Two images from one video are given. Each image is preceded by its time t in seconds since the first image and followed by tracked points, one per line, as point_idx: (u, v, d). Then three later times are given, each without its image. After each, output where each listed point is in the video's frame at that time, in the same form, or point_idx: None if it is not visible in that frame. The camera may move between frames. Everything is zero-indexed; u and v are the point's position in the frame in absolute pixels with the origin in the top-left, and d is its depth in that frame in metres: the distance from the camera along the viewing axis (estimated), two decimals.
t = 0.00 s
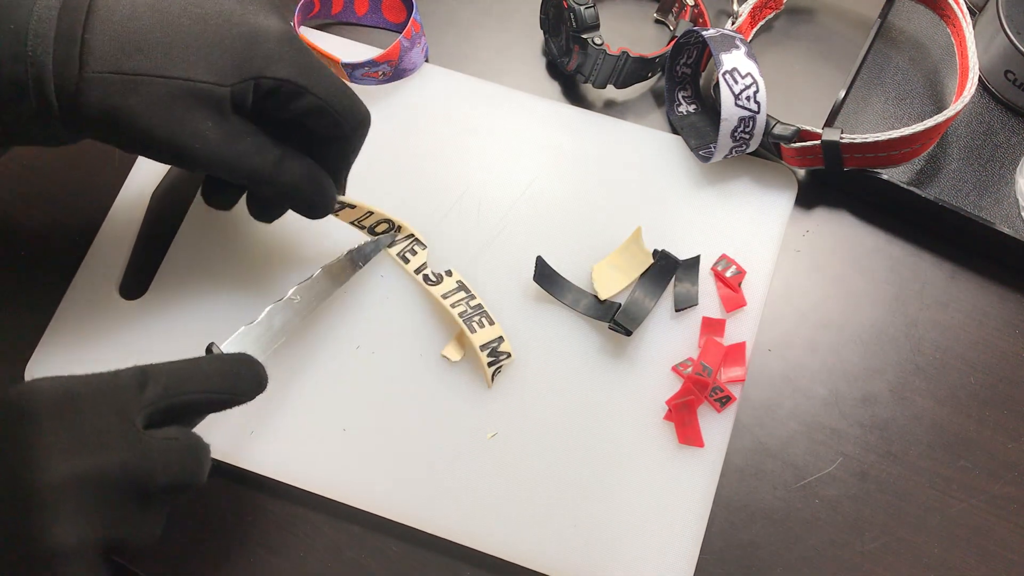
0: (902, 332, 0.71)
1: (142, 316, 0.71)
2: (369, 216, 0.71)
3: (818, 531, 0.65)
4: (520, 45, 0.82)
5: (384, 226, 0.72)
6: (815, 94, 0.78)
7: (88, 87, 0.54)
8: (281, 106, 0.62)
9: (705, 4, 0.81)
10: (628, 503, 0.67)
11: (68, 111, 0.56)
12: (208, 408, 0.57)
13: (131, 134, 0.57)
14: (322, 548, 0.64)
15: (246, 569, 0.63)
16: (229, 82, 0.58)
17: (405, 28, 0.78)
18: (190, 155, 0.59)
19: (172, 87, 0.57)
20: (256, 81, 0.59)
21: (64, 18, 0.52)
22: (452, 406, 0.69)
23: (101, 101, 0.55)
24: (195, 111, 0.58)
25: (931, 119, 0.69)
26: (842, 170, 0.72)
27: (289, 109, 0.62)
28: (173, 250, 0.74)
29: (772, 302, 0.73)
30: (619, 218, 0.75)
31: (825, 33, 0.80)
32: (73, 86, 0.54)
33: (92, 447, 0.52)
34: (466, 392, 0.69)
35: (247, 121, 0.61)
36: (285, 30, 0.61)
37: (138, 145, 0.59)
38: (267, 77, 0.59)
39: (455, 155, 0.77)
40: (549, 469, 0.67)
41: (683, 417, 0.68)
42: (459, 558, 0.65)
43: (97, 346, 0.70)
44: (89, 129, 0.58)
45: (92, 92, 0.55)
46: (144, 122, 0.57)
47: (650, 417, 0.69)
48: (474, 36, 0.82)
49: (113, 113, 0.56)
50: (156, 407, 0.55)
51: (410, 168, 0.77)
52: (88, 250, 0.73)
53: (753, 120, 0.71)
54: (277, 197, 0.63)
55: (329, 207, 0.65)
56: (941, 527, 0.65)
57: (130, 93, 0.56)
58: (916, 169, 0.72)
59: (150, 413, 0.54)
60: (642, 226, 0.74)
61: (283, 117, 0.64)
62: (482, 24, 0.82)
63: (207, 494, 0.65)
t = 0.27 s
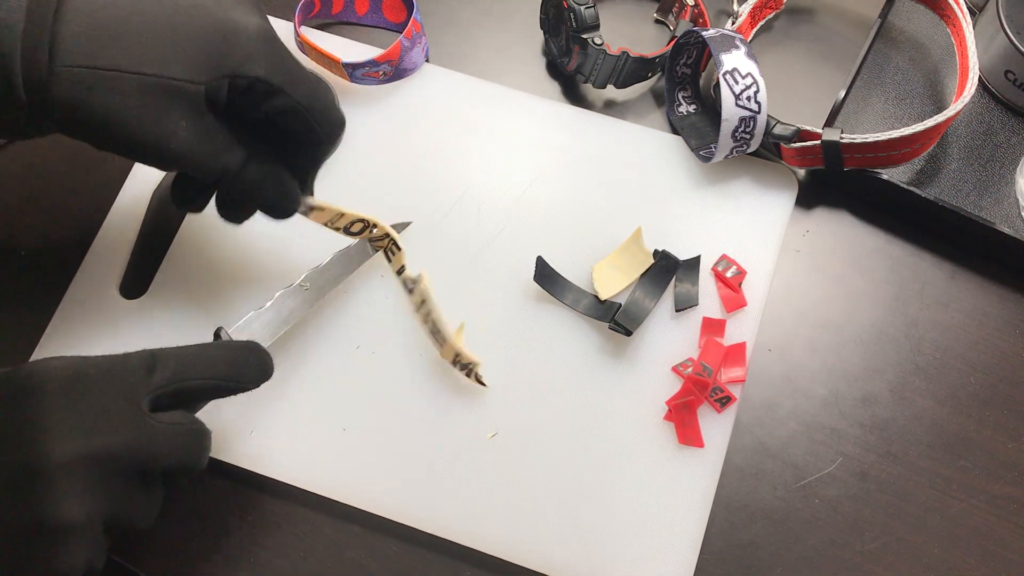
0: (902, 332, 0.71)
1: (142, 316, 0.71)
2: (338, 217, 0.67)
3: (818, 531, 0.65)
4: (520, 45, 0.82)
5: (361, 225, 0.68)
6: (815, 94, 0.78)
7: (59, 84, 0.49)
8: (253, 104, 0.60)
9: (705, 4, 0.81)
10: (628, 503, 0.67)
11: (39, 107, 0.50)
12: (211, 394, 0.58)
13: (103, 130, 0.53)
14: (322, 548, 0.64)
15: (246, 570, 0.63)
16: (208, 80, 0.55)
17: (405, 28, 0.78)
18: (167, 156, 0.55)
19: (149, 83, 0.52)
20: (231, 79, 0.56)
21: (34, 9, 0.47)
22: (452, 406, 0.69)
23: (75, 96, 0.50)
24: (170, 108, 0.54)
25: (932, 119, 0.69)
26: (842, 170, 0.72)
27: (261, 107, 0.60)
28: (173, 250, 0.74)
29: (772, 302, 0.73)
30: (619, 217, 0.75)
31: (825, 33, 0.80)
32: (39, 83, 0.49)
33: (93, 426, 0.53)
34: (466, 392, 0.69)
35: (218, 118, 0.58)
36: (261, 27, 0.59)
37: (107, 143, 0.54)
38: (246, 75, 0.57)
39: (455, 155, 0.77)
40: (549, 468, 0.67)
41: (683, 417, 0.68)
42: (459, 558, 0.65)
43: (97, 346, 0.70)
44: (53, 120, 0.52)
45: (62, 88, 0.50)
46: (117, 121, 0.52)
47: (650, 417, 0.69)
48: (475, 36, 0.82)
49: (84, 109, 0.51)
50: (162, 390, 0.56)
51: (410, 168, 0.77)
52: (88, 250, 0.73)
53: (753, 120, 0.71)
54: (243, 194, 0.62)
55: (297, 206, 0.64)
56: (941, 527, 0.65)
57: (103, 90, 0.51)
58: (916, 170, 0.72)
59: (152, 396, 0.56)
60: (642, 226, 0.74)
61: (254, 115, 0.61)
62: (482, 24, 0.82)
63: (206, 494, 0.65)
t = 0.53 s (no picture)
0: (902, 332, 0.71)
1: (142, 317, 0.71)
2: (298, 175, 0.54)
3: (817, 531, 0.65)
4: (520, 45, 0.82)
5: (320, 202, 0.56)
6: (815, 94, 0.78)
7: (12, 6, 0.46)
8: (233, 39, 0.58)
9: (705, 4, 0.81)
10: (628, 502, 0.67)
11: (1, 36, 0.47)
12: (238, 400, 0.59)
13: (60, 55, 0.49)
14: (321, 548, 0.64)
15: (245, 570, 0.63)
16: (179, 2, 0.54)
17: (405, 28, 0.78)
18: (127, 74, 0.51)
19: None
20: None
21: None
22: (452, 406, 0.69)
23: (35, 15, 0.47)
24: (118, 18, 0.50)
25: (932, 119, 0.69)
26: (842, 170, 0.72)
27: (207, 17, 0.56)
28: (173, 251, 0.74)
29: (772, 302, 0.73)
30: (619, 218, 0.75)
31: (825, 33, 0.80)
32: None
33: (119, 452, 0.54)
34: (466, 392, 0.69)
35: (172, 37, 0.55)
36: None
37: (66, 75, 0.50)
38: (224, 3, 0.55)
39: (455, 155, 0.77)
40: (549, 468, 0.67)
41: (683, 417, 0.68)
42: (459, 558, 0.65)
43: (98, 347, 0.70)
44: (8, 49, 0.49)
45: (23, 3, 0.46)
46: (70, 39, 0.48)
47: (650, 417, 0.69)
48: (475, 36, 0.82)
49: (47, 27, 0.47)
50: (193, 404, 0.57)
51: (410, 168, 0.77)
52: (88, 250, 0.73)
53: (753, 120, 0.71)
54: (209, 121, 0.55)
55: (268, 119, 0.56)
56: (941, 527, 0.65)
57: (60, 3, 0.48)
58: (916, 169, 0.72)
59: (184, 408, 0.56)
60: (643, 227, 0.74)
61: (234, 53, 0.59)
62: (482, 24, 0.82)
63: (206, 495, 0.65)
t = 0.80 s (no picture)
0: (902, 332, 0.71)
1: (141, 317, 0.71)
2: (336, 165, 0.58)
3: (817, 531, 0.65)
4: (519, 45, 0.82)
5: (359, 186, 0.60)
6: (815, 94, 0.78)
7: None
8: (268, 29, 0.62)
9: (705, 4, 0.81)
10: (628, 503, 0.67)
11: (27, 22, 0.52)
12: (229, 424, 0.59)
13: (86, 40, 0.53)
14: (321, 548, 0.64)
15: (245, 570, 0.63)
16: None
17: (405, 28, 0.78)
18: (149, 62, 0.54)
19: None
20: None
21: None
22: (452, 406, 0.69)
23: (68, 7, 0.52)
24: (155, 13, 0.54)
25: (932, 119, 0.69)
26: (842, 170, 0.72)
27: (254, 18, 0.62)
28: (172, 251, 0.74)
29: (772, 302, 0.73)
30: (619, 218, 0.75)
31: (825, 33, 0.80)
32: None
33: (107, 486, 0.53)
34: (466, 392, 0.69)
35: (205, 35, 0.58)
36: None
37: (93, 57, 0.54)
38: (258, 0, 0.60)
39: (455, 155, 0.77)
40: (549, 468, 0.67)
41: (683, 417, 0.68)
42: (459, 558, 0.65)
43: (97, 347, 0.70)
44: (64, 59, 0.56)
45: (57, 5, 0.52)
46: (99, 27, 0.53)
47: (650, 417, 0.69)
48: (475, 36, 0.82)
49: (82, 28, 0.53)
50: (184, 434, 0.57)
51: (410, 168, 0.77)
52: (88, 250, 0.73)
53: (753, 120, 0.71)
54: (244, 114, 0.57)
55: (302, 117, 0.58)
56: (941, 527, 0.65)
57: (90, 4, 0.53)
58: (916, 169, 0.72)
59: (171, 441, 0.56)
60: (643, 227, 0.74)
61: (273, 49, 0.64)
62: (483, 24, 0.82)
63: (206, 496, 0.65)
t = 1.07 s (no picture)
0: (902, 332, 0.71)
1: (141, 317, 0.71)
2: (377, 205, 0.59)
3: (817, 530, 0.65)
4: (519, 45, 0.82)
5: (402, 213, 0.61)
6: (815, 93, 0.78)
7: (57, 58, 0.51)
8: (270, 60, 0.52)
9: (705, 4, 0.81)
10: (628, 503, 0.67)
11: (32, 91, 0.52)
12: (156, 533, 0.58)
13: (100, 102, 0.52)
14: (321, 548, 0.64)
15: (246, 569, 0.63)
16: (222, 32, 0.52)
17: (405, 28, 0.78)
18: (168, 126, 0.53)
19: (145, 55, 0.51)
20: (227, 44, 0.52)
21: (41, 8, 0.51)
22: (451, 406, 0.69)
23: (67, 67, 0.51)
24: (167, 74, 0.52)
25: (932, 119, 0.69)
26: (842, 170, 0.72)
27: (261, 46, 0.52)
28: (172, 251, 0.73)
29: (772, 302, 0.73)
30: (619, 218, 0.75)
31: (825, 33, 0.80)
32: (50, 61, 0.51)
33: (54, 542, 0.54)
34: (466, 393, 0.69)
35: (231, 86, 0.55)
36: None
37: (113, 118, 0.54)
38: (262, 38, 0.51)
39: (455, 156, 0.77)
40: (549, 469, 0.67)
41: (683, 417, 0.68)
42: (459, 559, 0.65)
43: (97, 347, 0.70)
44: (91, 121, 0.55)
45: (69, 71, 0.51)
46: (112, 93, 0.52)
47: (650, 417, 0.69)
48: (475, 36, 0.82)
49: (104, 98, 0.52)
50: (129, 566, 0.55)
51: (410, 168, 0.76)
52: (88, 250, 0.73)
53: (753, 120, 0.71)
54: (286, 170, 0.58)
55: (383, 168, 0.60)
56: (941, 527, 0.65)
57: (105, 65, 0.51)
58: (916, 169, 0.72)
59: None
60: (643, 227, 0.74)
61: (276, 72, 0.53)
62: (483, 24, 0.82)
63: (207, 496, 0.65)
